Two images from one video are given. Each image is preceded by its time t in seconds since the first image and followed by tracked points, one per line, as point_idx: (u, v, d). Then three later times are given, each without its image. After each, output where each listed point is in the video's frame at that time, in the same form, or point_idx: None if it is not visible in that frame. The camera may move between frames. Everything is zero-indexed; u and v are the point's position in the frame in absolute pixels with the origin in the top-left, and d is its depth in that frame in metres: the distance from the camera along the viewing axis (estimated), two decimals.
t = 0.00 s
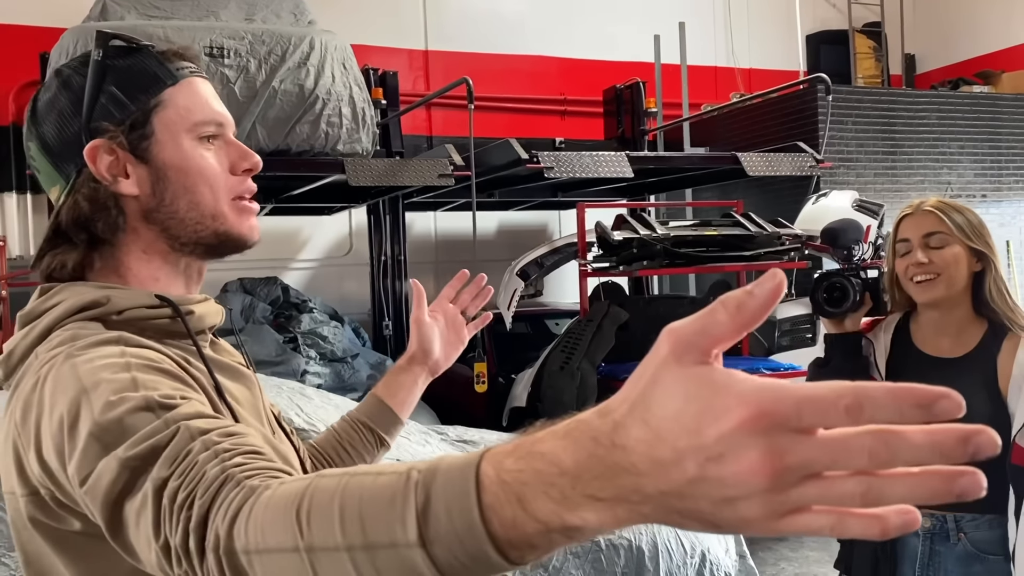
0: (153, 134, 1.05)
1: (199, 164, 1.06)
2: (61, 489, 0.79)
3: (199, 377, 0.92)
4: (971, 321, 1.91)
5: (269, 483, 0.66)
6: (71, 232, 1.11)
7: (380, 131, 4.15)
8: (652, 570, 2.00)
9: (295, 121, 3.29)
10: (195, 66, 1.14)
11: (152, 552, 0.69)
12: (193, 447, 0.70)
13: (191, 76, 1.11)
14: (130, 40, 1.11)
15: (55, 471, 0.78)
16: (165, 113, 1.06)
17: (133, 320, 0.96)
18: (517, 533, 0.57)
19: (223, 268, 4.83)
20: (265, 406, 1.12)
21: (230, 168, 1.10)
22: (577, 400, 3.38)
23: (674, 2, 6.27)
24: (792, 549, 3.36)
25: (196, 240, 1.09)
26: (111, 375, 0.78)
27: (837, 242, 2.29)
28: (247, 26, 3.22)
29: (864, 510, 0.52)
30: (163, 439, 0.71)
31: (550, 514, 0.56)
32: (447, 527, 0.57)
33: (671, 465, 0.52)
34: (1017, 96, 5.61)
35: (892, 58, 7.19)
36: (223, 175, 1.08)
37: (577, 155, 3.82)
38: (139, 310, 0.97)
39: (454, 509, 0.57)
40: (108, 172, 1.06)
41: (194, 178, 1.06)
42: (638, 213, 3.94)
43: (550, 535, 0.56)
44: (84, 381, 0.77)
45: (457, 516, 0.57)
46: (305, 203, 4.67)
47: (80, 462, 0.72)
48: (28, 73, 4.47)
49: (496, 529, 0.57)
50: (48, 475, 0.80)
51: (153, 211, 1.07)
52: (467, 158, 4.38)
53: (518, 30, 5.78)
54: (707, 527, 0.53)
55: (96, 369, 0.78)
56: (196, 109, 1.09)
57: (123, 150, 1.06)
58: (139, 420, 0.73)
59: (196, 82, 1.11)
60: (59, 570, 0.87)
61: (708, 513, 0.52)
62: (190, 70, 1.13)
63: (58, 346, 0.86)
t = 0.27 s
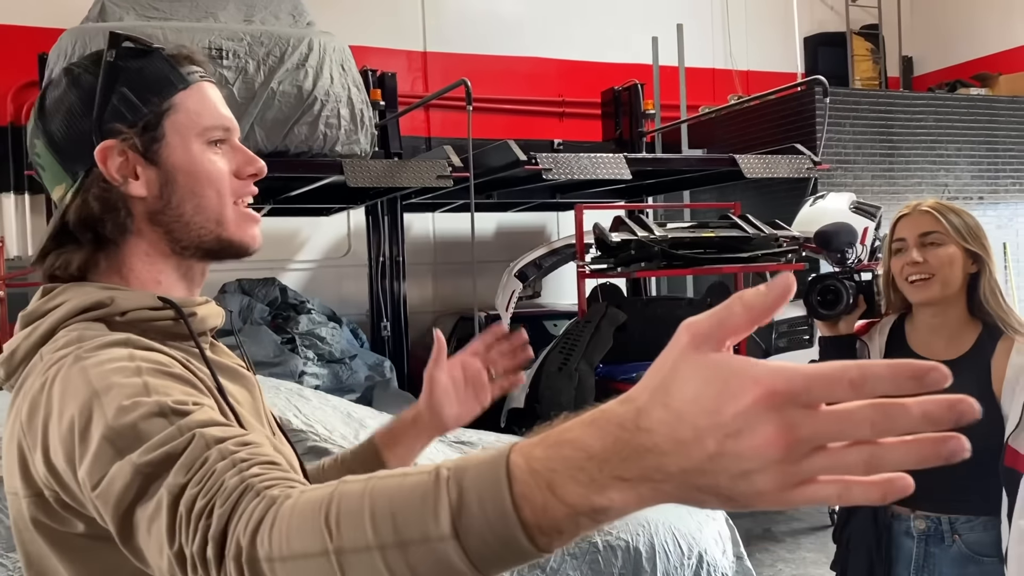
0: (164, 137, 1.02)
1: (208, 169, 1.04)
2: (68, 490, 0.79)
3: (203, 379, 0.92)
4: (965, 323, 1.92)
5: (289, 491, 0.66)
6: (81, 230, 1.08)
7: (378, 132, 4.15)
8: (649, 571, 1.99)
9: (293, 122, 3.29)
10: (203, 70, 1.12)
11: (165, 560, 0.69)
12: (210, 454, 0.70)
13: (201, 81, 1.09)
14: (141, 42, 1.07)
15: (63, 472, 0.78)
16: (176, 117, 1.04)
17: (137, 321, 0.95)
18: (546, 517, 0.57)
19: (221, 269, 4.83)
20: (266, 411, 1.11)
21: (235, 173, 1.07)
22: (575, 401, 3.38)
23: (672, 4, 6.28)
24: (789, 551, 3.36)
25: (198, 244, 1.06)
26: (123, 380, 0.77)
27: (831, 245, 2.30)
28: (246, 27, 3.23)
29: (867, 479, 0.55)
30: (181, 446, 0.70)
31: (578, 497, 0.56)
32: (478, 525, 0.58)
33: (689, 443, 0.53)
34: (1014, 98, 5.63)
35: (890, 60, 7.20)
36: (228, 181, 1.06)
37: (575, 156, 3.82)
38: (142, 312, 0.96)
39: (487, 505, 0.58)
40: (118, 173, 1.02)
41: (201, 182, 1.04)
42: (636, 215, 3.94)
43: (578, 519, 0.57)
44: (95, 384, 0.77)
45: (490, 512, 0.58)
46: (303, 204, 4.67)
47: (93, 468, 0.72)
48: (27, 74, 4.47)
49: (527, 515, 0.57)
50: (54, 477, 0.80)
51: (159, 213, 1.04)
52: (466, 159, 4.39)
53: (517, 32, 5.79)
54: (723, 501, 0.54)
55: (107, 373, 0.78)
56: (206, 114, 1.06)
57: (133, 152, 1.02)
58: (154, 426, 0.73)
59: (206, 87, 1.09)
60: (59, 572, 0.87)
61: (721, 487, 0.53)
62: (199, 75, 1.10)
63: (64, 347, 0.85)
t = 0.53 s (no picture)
0: (192, 139, 0.95)
1: (230, 173, 0.98)
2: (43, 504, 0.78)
3: (199, 398, 0.87)
4: (961, 325, 1.92)
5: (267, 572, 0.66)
6: (80, 238, 0.94)
7: (376, 133, 4.15)
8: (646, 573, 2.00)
9: (291, 123, 3.30)
10: (213, 78, 1.05)
11: None
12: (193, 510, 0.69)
13: (220, 93, 1.03)
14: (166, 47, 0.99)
15: (41, 486, 0.76)
16: (203, 121, 0.97)
17: (137, 326, 0.88)
18: None
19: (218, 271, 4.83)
20: (264, 415, 1.06)
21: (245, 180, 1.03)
22: (573, 403, 3.39)
23: (670, 6, 6.29)
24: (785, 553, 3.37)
25: (212, 247, 0.97)
26: (116, 410, 0.74)
27: (827, 248, 2.30)
28: (244, 29, 3.23)
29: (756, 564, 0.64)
30: (165, 498, 0.69)
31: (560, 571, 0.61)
32: None
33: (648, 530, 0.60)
34: (1010, 101, 5.65)
35: (887, 63, 7.22)
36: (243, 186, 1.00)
37: (573, 158, 3.82)
38: (142, 317, 0.89)
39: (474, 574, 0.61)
40: (150, 175, 0.92)
41: (224, 186, 0.97)
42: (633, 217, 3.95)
43: None
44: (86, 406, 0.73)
45: None
46: (300, 205, 4.67)
47: (71, 496, 0.70)
48: (25, 74, 4.47)
49: None
50: (29, 486, 0.79)
51: (181, 215, 0.95)
52: (464, 161, 4.39)
53: (515, 34, 5.80)
54: None
55: (100, 399, 0.74)
56: (226, 120, 1.00)
57: (163, 153, 0.93)
58: (142, 467, 0.70)
59: (225, 98, 1.03)
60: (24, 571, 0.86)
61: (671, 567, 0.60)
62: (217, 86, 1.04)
63: (57, 360, 0.80)
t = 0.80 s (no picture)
0: (195, 142, 0.95)
1: (231, 177, 0.97)
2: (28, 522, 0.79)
3: (198, 414, 0.86)
4: (960, 328, 1.91)
5: None
6: (78, 239, 0.92)
7: (374, 135, 4.15)
8: (644, 573, 2.00)
9: (289, 125, 3.29)
10: (216, 80, 1.05)
11: None
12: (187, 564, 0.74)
13: (223, 95, 1.02)
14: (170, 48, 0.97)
15: (28, 500, 0.77)
16: (207, 123, 0.96)
17: (136, 331, 0.87)
18: None
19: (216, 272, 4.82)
20: (267, 415, 1.03)
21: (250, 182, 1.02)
22: (570, 404, 3.38)
23: (668, 9, 6.30)
24: (783, 555, 3.37)
25: (211, 252, 0.97)
26: (118, 442, 0.75)
27: (825, 250, 2.29)
28: (243, 30, 3.23)
29: None
30: (166, 552, 0.74)
31: None
32: None
33: None
34: (1007, 104, 5.66)
35: (885, 65, 7.23)
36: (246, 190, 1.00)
37: (571, 160, 3.83)
38: (140, 322, 0.87)
39: None
40: (151, 177, 0.91)
41: (227, 189, 0.97)
42: (631, 219, 3.95)
43: None
44: (88, 434, 0.74)
45: None
46: (298, 207, 4.66)
47: (65, 522, 0.72)
48: (23, 75, 4.46)
49: None
50: (13, 495, 0.79)
51: (181, 218, 0.94)
52: (462, 162, 4.39)
53: (513, 36, 5.80)
54: None
55: (102, 427, 0.75)
56: (230, 123, 1.00)
57: (165, 155, 0.92)
58: (140, 507, 0.74)
59: (228, 100, 1.03)
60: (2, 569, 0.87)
61: None
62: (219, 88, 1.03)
63: (57, 371, 0.79)
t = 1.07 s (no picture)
0: (206, 145, 0.95)
1: (239, 178, 0.98)
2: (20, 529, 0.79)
3: (199, 425, 0.85)
4: (958, 329, 1.91)
5: None
6: (93, 243, 0.90)
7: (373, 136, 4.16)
8: (643, 574, 2.00)
9: (288, 126, 3.29)
10: (216, 79, 1.05)
11: None
12: None
13: (226, 95, 1.03)
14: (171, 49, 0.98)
15: (21, 510, 0.77)
16: (216, 125, 0.97)
17: (136, 333, 0.87)
18: None
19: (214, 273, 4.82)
20: (270, 411, 1.03)
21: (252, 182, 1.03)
22: (569, 406, 3.38)
23: (667, 10, 6.31)
24: (782, 555, 3.37)
25: (219, 253, 0.97)
26: (111, 462, 0.75)
27: (824, 251, 2.29)
28: (242, 31, 3.24)
29: None
30: None
31: None
32: None
33: None
34: (1006, 105, 5.67)
35: (884, 66, 7.24)
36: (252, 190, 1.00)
37: (570, 161, 3.83)
38: (139, 324, 0.87)
39: None
40: (166, 179, 0.91)
41: (235, 192, 0.97)
42: (631, 220, 3.95)
43: None
44: (82, 453, 0.74)
45: None
46: (298, 207, 4.66)
47: (55, 538, 0.72)
48: (22, 76, 4.46)
49: None
50: (6, 504, 0.79)
51: (193, 221, 0.94)
52: (461, 163, 4.39)
53: (512, 37, 5.80)
54: None
55: (97, 445, 0.75)
56: (236, 124, 1.00)
57: (179, 158, 0.92)
58: (130, 531, 0.74)
59: (231, 100, 1.03)
60: None
61: None
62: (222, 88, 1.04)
63: (56, 379, 0.78)
